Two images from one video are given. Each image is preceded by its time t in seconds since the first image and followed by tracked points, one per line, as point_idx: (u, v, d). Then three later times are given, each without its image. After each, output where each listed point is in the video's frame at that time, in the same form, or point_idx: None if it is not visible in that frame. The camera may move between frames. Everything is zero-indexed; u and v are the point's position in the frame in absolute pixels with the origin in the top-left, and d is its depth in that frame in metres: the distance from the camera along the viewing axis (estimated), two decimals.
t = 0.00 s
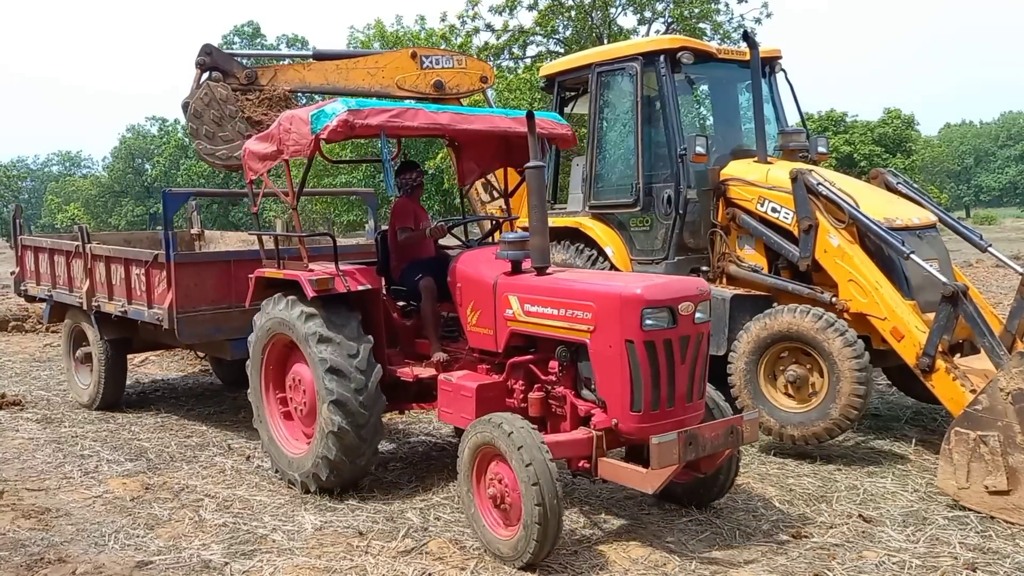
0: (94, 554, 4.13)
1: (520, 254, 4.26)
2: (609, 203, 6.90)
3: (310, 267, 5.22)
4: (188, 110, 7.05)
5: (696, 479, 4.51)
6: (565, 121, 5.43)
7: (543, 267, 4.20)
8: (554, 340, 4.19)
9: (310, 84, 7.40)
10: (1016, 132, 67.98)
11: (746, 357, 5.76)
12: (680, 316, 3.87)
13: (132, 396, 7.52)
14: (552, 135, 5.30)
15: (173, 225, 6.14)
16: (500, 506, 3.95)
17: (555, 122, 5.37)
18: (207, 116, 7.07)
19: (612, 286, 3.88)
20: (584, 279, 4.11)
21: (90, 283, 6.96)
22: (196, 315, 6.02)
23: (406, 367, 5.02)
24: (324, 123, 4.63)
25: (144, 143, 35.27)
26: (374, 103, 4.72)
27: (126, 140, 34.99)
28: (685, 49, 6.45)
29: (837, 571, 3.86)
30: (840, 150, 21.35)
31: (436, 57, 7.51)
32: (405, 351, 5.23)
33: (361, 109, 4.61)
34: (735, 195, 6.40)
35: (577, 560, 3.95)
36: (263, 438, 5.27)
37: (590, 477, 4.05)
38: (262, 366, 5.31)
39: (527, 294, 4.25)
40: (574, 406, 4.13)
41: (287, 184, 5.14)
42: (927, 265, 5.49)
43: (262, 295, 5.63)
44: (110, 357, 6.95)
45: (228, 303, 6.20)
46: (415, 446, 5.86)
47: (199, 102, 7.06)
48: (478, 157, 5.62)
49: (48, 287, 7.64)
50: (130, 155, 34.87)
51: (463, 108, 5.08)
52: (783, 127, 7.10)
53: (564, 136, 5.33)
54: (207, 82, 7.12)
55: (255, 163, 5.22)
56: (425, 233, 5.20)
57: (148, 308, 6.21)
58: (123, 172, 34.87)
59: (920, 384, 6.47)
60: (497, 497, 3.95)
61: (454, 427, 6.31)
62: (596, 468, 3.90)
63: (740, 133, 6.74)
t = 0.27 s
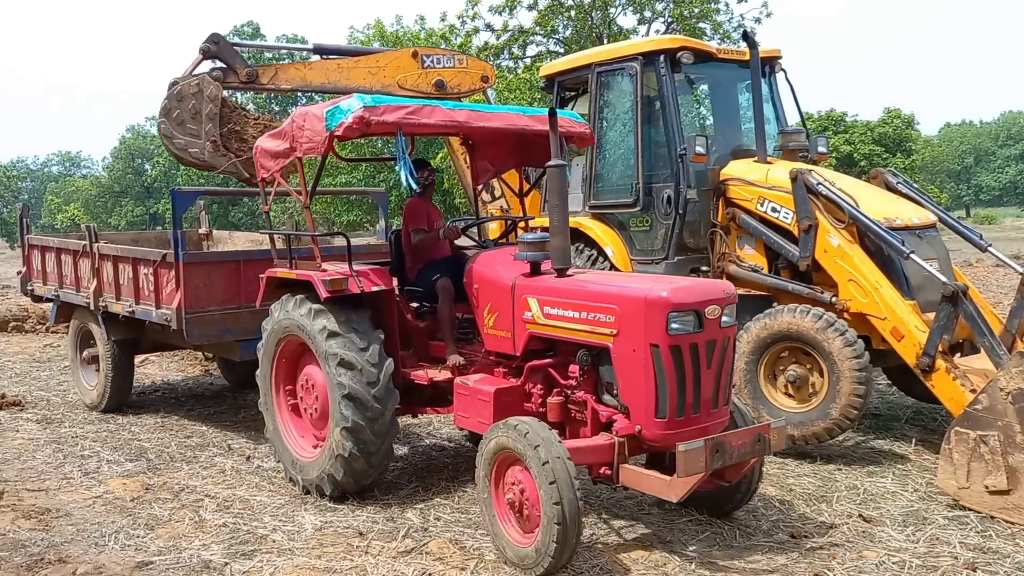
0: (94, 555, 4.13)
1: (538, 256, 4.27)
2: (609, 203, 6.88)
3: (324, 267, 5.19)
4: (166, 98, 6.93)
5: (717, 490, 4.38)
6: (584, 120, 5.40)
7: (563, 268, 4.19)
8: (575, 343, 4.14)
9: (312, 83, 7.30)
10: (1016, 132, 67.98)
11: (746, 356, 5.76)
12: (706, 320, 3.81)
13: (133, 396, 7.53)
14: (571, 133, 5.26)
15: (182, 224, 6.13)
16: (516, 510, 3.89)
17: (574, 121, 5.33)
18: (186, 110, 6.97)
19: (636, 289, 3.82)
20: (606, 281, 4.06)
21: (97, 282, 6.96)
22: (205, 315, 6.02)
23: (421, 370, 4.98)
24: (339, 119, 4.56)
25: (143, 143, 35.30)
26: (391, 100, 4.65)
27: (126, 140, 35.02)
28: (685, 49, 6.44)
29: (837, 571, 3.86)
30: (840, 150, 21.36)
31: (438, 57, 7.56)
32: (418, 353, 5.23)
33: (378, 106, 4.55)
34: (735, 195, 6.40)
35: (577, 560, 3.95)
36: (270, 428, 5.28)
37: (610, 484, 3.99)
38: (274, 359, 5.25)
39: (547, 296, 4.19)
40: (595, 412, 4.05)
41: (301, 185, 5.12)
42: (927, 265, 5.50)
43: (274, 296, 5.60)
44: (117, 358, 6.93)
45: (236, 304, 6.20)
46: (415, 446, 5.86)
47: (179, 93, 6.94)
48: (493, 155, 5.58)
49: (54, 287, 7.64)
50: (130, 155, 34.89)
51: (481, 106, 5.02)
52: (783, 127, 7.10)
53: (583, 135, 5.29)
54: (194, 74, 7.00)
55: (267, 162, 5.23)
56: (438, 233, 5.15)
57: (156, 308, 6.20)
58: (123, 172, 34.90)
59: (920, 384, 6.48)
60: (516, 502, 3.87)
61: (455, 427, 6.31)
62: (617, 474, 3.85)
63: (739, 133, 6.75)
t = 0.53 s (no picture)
0: (95, 555, 4.13)
1: (544, 256, 4.26)
2: (609, 203, 6.88)
3: (327, 267, 5.19)
4: (158, 66, 6.90)
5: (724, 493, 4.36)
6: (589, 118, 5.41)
7: (569, 268, 4.18)
8: (582, 344, 4.13)
9: (313, 81, 7.26)
10: (1016, 131, 67.97)
11: (747, 356, 5.78)
12: (715, 321, 3.80)
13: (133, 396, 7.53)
14: (576, 131, 5.27)
15: (184, 224, 6.13)
16: (521, 512, 3.89)
17: (579, 120, 5.34)
18: (168, 85, 6.90)
19: (645, 290, 3.82)
20: (613, 282, 4.07)
21: (100, 283, 6.97)
22: (208, 316, 6.02)
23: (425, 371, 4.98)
24: (344, 118, 4.56)
25: (143, 143, 35.32)
26: (396, 99, 4.64)
27: (126, 140, 35.04)
28: (685, 48, 6.44)
29: (837, 571, 3.86)
30: (839, 149, 21.36)
31: (443, 58, 7.57)
32: (424, 354, 5.23)
33: (383, 105, 4.54)
34: (735, 194, 6.40)
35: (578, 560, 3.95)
36: (272, 422, 5.29)
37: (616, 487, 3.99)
38: (278, 357, 5.25)
39: (553, 297, 4.20)
40: (602, 413, 4.04)
41: (304, 184, 5.11)
42: (927, 264, 5.50)
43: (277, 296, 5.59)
44: (120, 358, 6.93)
45: (239, 304, 6.20)
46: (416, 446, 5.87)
47: (171, 68, 6.91)
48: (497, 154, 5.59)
49: (56, 287, 7.64)
50: (130, 155, 34.90)
51: (486, 104, 5.02)
52: (783, 127, 7.10)
53: (589, 134, 5.30)
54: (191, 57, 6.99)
55: (271, 161, 5.22)
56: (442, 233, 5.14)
57: (159, 309, 6.20)
58: (123, 172, 34.92)
59: (920, 383, 6.48)
60: (522, 504, 3.87)
61: (455, 427, 6.31)
62: (624, 476, 3.84)
63: (739, 132, 6.75)
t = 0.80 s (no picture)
0: (96, 555, 4.14)
1: (541, 254, 4.24)
2: (610, 202, 6.87)
3: (327, 267, 5.18)
4: (162, 48, 6.76)
5: (723, 491, 4.36)
6: (587, 117, 5.41)
7: (567, 267, 4.17)
8: (579, 343, 4.13)
9: (315, 80, 6.99)
10: (1017, 130, 67.93)
11: (748, 355, 5.77)
12: (711, 318, 3.80)
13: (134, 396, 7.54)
14: (575, 131, 5.26)
15: (184, 225, 6.11)
16: (520, 510, 3.89)
17: (577, 119, 5.34)
18: (168, 69, 6.76)
19: (641, 288, 3.82)
20: (610, 280, 4.06)
21: (99, 283, 6.97)
22: (208, 317, 6.01)
23: (424, 370, 4.97)
24: (342, 118, 4.56)
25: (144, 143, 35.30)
26: (394, 99, 4.63)
27: (127, 141, 35.04)
28: (685, 47, 6.43)
29: (838, 570, 3.86)
30: (840, 148, 21.35)
31: (448, 57, 7.34)
32: (423, 353, 5.23)
33: (381, 106, 4.53)
34: (735, 193, 6.40)
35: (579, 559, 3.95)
36: (272, 424, 5.29)
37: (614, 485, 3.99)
38: (277, 359, 5.25)
39: (550, 296, 4.19)
40: (600, 412, 4.04)
41: (303, 185, 5.10)
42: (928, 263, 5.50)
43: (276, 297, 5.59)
44: (120, 359, 6.93)
45: (238, 305, 6.19)
46: (417, 446, 5.87)
47: (175, 54, 6.76)
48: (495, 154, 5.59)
49: (56, 288, 7.64)
50: (130, 155, 34.89)
51: (484, 104, 5.02)
52: (784, 126, 7.09)
53: (587, 134, 5.30)
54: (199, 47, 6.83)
55: (269, 162, 5.22)
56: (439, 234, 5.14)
57: (158, 310, 6.20)
58: (123, 173, 34.91)
59: (921, 383, 6.48)
60: (520, 504, 3.86)
61: (456, 427, 6.31)
62: (622, 474, 3.84)
63: (740, 131, 6.75)
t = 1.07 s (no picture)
0: (97, 555, 4.14)
1: (540, 254, 4.24)
2: (610, 202, 6.87)
3: (327, 267, 5.18)
4: (173, 28, 6.72)
5: (723, 490, 4.36)
6: (586, 117, 5.41)
7: (566, 267, 4.17)
8: (579, 343, 4.13)
9: (317, 79, 6.97)
10: (1017, 130, 67.92)
11: (749, 354, 5.77)
12: (710, 318, 3.80)
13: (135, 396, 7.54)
14: (575, 131, 5.26)
15: (184, 224, 6.10)
16: (519, 510, 3.89)
17: (577, 119, 5.34)
18: (171, 49, 6.71)
19: (640, 288, 3.82)
20: (610, 280, 4.06)
21: (100, 283, 6.96)
22: (208, 317, 6.01)
23: (424, 370, 4.97)
24: (342, 118, 4.56)
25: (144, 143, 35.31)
26: (393, 99, 4.63)
27: (127, 141, 35.04)
28: (686, 47, 6.43)
29: (839, 570, 3.86)
30: (841, 148, 21.35)
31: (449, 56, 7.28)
32: (423, 353, 5.22)
33: (381, 105, 4.53)
34: (735, 193, 6.40)
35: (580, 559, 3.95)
36: (273, 424, 5.29)
37: (614, 484, 4.00)
38: (277, 359, 5.25)
39: (550, 295, 4.19)
40: (599, 411, 4.04)
41: (304, 185, 5.10)
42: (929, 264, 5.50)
43: (276, 296, 5.61)
44: (120, 359, 6.93)
45: (239, 305, 6.20)
46: (417, 446, 5.87)
47: (183, 37, 6.71)
48: (495, 155, 5.59)
49: (57, 288, 7.64)
50: (131, 155, 34.89)
51: (484, 104, 5.03)
52: (784, 126, 7.09)
53: (586, 134, 5.30)
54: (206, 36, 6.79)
55: (270, 161, 5.22)
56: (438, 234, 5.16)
57: (159, 309, 6.20)
58: (124, 173, 34.91)
59: (922, 383, 6.48)
60: (520, 503, 3.86)
61: (456, 427, 6.31)
62: (621, 473, 3.84)
63: (740, 132, 6.75)
